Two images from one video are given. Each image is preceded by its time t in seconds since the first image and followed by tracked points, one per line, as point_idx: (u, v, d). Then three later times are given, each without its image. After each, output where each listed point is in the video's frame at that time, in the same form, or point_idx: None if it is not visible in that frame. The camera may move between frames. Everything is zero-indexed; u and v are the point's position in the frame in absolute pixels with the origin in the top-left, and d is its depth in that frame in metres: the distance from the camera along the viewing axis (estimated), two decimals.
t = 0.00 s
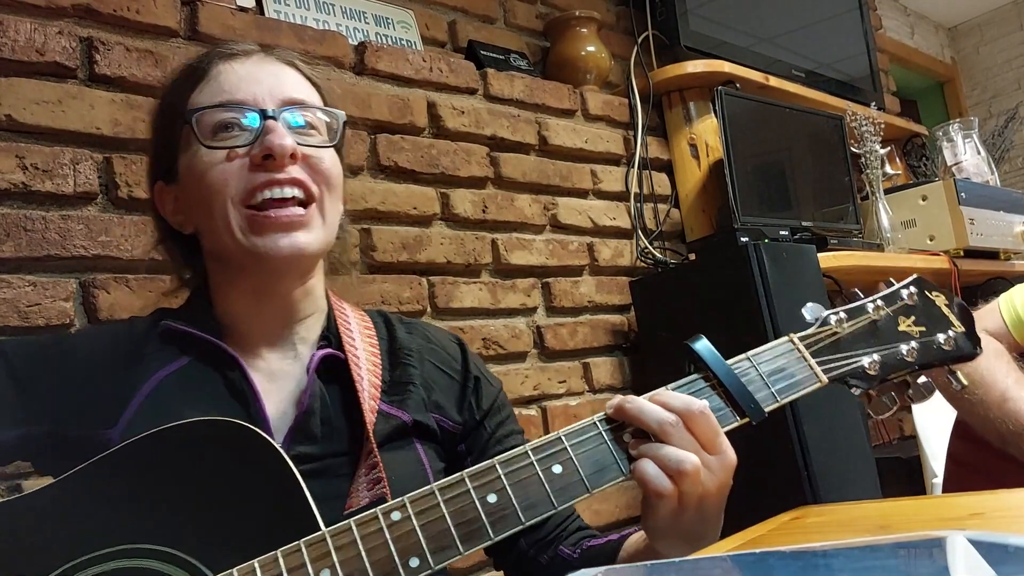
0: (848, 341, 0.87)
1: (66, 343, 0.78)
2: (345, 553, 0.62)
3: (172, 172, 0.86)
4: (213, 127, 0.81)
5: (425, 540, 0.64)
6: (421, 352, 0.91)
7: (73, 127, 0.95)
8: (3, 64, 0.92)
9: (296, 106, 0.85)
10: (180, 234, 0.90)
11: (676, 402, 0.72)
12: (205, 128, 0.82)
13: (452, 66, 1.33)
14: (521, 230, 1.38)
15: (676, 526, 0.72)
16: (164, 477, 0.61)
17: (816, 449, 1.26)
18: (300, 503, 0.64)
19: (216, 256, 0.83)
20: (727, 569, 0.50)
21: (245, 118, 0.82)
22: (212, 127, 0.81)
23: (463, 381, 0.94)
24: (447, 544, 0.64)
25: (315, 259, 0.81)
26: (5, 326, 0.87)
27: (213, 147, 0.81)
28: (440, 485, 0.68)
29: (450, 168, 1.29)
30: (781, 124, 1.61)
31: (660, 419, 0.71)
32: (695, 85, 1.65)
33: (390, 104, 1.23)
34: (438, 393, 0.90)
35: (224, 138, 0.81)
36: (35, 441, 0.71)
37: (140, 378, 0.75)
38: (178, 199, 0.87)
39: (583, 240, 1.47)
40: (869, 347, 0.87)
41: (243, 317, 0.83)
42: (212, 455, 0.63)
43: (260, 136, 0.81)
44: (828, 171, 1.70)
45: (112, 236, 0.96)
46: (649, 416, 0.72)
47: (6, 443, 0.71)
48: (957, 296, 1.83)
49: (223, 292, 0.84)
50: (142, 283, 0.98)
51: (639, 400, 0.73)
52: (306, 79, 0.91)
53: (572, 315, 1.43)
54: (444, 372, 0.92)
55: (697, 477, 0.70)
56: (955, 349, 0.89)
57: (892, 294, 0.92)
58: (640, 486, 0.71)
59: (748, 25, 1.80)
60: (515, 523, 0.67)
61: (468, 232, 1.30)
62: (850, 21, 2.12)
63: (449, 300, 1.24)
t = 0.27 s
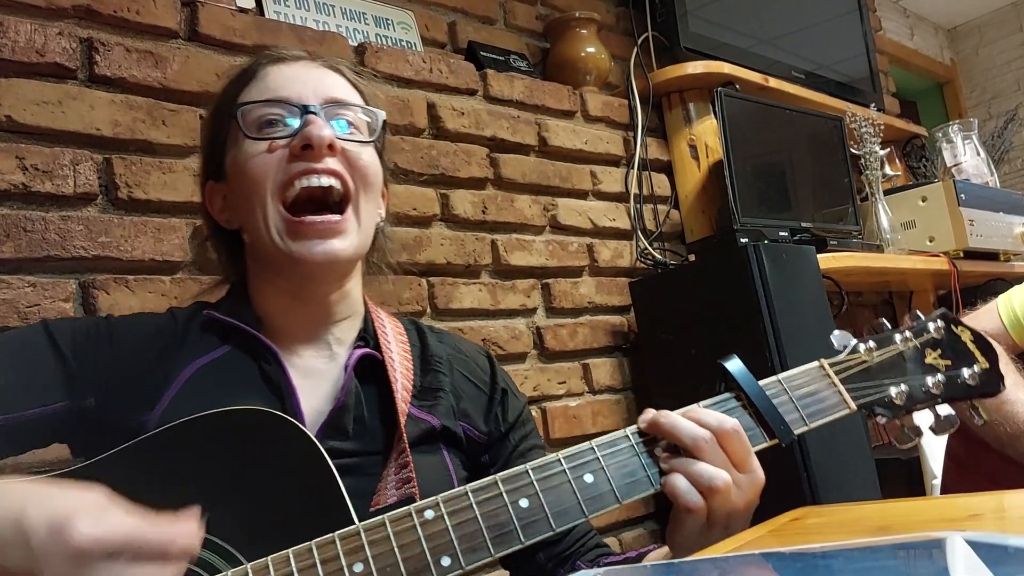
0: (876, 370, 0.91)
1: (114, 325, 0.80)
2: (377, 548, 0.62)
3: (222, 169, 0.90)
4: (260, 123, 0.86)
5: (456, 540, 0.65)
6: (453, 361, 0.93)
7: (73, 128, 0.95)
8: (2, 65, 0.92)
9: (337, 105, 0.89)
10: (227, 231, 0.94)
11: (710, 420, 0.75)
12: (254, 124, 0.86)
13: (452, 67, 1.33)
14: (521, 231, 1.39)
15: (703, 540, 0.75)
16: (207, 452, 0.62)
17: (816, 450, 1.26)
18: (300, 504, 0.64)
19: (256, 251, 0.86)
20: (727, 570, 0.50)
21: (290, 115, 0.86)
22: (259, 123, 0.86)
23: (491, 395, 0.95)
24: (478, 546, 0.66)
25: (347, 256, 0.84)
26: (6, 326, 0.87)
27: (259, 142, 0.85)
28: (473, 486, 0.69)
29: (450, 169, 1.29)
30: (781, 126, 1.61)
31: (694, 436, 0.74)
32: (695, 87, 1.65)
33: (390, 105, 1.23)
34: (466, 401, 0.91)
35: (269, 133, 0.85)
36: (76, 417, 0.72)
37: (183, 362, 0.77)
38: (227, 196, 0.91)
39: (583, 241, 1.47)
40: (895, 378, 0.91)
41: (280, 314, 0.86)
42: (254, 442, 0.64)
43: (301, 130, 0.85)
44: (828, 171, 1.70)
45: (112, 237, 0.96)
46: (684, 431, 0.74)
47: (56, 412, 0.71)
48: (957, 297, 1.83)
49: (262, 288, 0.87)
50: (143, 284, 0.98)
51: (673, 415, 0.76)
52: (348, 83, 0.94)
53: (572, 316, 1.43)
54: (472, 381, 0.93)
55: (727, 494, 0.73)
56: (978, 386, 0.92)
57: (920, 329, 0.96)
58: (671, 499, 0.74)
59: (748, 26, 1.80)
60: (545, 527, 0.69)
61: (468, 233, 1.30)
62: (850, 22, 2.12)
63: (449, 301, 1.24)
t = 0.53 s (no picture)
0: (880, 403, 0.92)
1: (138, 317, 0.78)
2: (397, 558, 0.62)
3: (252, 163, 0.90)
4: (305, 129, 0.86)
5: (475, 553, 0.65)
6: (463, 373, 0.93)
7: (72, 128, 0.95)
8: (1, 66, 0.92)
9: (386, 124, 0.90)
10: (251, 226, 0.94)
11: (727, 445, 0.77)
12: (301, 128, 0.86)
13: (452, 68, 1.33)
14: (520, 232, 1.39)
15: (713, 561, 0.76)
16: (220, 459, 0.62)
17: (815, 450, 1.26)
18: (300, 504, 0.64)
19: (283, 248, 0.86)
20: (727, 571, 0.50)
21: (340, 127, 0.87)
22: (305, 129, 0.86)
23: (500, 406, 0.95)
24: (495, 559, 0.66)
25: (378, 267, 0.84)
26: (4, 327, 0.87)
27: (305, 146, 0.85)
28: (492, 501, 0.70)
29: (450, 170, 1.29)
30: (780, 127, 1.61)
31: (711, 460, 0.76)
32: (694, 87, 1.65)
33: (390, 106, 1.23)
34: (476, 413, 0.91)
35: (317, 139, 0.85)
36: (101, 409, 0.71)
37: (203, 357, 0.76)
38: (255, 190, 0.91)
39: (582, 241, 1.47)
40: (899, 412, 0.92)
41: (301, 312, 0.86)
42: (264, 448, 0.64)
43: (351, 145, 0.86)
44: (828, 172, 1.70)
45: (111, 238, 0.96)
46: (701, 455, 0.76)
47: (78, 405, 0.69)
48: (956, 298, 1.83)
49: (284, 285, 0.87)
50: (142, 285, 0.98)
51: (690, 438, 0.78)
52: (391, 99, 0.96)
53: (572, 316, 1.43)
54: (482, 393, 0.93)
55: (739, 518, 0.75)
56: (976, 423, 0.89)
57: (920, 362, 0.95)
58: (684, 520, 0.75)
59: (747, 27, 1.80)
60: (562, 543, 0.69)
61: (468, 234, 1.30)
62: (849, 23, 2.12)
63: (448, 302, 1.24)
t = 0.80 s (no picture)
0: (865, 381, 0.91)
1: (105, 323, 0.78)
2: (375, 560, 0.62)
3: (224, 160, 0.90)
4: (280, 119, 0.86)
5: (455, 552, 0.65)
6: (446, 364, 0.92)
7: (72, 129, 0.95)
8: (1, 67, 0.92)
9: (358, 113, 0.91)
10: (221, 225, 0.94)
11: (707, 432, 0.76)
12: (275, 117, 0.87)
13: (451, 69, 1.33)
14: (520, 233, 1.39)
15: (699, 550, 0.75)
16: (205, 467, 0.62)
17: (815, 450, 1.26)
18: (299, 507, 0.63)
19: (260, 243, 0.86)
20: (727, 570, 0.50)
21: (314, 117, 0.87)
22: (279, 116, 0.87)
23: (484, 396, 0.95)
24: (476, 557, 0.65)
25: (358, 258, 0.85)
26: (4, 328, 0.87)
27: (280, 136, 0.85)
28: (470, 497, 0.69)
29: (450, 171, 1.29)
30: (779, 127, 1.61)
31: (692, 448, 0.75)
32: (694, 88, 1.65)
33: (389, 107, 1.24)
34: (460, 404, 0.91)
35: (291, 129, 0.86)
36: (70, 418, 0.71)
37: (176, 363, 0.76)
38: (227, 187, 0.91)
39: (582, 242, 1.47)
40: (883, 388, 0.91)
41: (280, 308, 0.86)
42: (253, 452, 0.64)
43: (326, 134, 0.86)
44: (828, 173, 1.70)
45: (111, 238, 0.96)
46: (681, 444, 0.75)
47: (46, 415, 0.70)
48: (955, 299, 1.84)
49: (262, 281, 0.87)
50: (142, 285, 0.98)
51: (670, 426, 0.77)
52: (360, 90, 0.97)
53: (571, 317, 1.43)
54: (466, 384, 0.93)
55: (723, 506, 0.74)
56: (964, 395, 0.90)
57: (905, 337, 0.96)
58: (668, 510, 0.75)
59: (746, 27, 1.80)
60: (543, 539, 0.69)
61: (468, 234, 1.30)
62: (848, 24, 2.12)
63: (447, 302, 1.24)
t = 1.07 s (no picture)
0: (827, 345, 0.86)
1: (62, 349, 0.77)
2: (338, 563, 0.61)
3: (177, 163, 0.86)
4: (242, 126, 0.82)
5: (420, 548, 0.64)
6: (414, 359, 0.92)
7: (72, 130, 0.95)
8: (2, 68, 0.92)
9: (320, 115, 0.87)
10: (176, 228, 0.90)
11: (667, 407, 0.71)
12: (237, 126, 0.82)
13: (451, 70, 1.33)
14: (520, 234, 1.39)
15: (669, 529, 0.72)
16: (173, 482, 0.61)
17: (814, 451, 1.26)
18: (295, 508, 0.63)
19: (224, 253, 0.83)
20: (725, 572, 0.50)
21: (277, 123, 0.83)
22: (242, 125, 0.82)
23: (453, 388, 0.94)
24: (442, 552, 0.64)
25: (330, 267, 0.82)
26: (3, 329, 0.87)
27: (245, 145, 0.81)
28: (433, 492, 0.68)
29: (450, 172, 1.29)
30: (779, 128, 1.61)
31: (653, 425, 0.70)
32: (694, 89, 1.65)
33: (389, 108, 1.24)
34: (430, 398, 0.90)
35: (256, 137, 0.81)
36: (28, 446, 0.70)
37: (134, 381, 0.75)
38: (182, 191, 0.87)
39: (582, 243, 1.47)
40: (846, 350, 0.86)
41: (245, 317, 0.83)
42: (223, 462, 0.63)
43: (292, 141, 0.82)
44: (828, 174, 1.70)
45: (111, 239, 0.96)
46: (641, 421, 0.71)
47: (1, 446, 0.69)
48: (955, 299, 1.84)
49: (226, 290, 0.84)
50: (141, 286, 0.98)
51: (628, 404, 0.72)
52: (315, 86, 0.92)
53: (571, 318, 1.43)
54: (435, 377, 0.93)
55: (688, 481, 0.69)
56: (931, 351, 0.87)
57: (868, 299, 0.92)
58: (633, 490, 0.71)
59: (746, 28, 1.80)
60: (509, 528, 0.67)
61: (467, 235, 1.30)
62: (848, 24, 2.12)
63: (447, 303, 1.24)
